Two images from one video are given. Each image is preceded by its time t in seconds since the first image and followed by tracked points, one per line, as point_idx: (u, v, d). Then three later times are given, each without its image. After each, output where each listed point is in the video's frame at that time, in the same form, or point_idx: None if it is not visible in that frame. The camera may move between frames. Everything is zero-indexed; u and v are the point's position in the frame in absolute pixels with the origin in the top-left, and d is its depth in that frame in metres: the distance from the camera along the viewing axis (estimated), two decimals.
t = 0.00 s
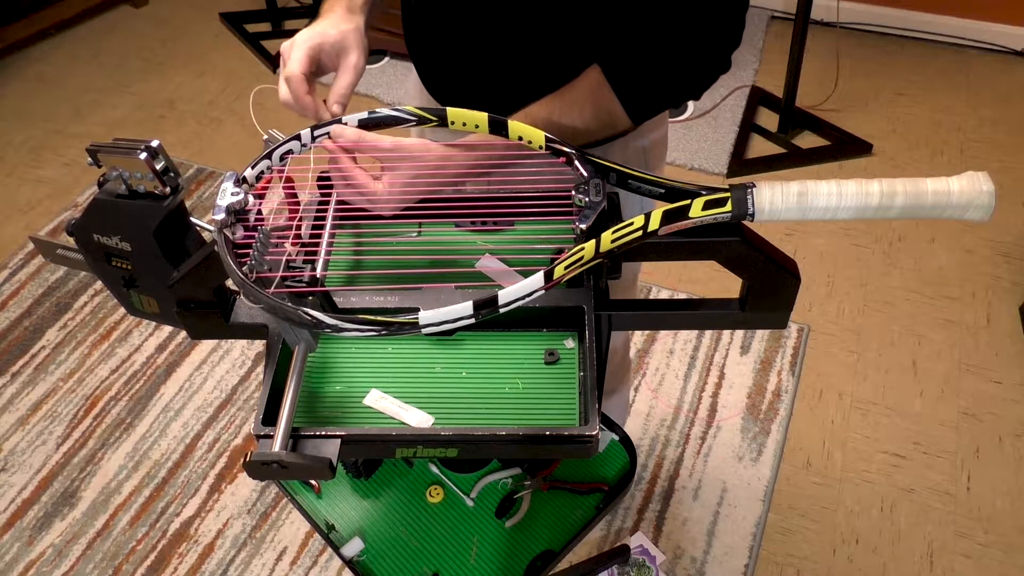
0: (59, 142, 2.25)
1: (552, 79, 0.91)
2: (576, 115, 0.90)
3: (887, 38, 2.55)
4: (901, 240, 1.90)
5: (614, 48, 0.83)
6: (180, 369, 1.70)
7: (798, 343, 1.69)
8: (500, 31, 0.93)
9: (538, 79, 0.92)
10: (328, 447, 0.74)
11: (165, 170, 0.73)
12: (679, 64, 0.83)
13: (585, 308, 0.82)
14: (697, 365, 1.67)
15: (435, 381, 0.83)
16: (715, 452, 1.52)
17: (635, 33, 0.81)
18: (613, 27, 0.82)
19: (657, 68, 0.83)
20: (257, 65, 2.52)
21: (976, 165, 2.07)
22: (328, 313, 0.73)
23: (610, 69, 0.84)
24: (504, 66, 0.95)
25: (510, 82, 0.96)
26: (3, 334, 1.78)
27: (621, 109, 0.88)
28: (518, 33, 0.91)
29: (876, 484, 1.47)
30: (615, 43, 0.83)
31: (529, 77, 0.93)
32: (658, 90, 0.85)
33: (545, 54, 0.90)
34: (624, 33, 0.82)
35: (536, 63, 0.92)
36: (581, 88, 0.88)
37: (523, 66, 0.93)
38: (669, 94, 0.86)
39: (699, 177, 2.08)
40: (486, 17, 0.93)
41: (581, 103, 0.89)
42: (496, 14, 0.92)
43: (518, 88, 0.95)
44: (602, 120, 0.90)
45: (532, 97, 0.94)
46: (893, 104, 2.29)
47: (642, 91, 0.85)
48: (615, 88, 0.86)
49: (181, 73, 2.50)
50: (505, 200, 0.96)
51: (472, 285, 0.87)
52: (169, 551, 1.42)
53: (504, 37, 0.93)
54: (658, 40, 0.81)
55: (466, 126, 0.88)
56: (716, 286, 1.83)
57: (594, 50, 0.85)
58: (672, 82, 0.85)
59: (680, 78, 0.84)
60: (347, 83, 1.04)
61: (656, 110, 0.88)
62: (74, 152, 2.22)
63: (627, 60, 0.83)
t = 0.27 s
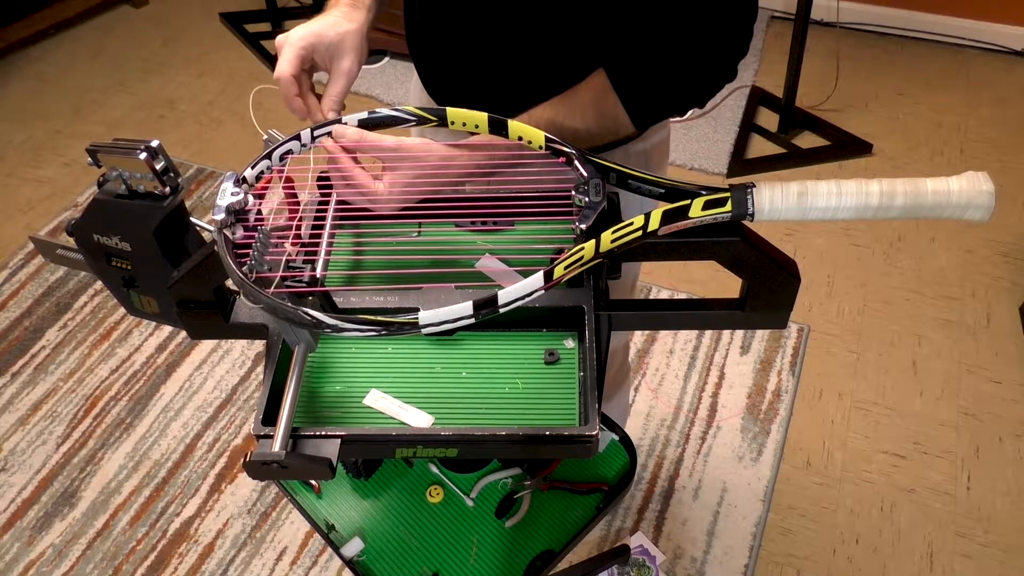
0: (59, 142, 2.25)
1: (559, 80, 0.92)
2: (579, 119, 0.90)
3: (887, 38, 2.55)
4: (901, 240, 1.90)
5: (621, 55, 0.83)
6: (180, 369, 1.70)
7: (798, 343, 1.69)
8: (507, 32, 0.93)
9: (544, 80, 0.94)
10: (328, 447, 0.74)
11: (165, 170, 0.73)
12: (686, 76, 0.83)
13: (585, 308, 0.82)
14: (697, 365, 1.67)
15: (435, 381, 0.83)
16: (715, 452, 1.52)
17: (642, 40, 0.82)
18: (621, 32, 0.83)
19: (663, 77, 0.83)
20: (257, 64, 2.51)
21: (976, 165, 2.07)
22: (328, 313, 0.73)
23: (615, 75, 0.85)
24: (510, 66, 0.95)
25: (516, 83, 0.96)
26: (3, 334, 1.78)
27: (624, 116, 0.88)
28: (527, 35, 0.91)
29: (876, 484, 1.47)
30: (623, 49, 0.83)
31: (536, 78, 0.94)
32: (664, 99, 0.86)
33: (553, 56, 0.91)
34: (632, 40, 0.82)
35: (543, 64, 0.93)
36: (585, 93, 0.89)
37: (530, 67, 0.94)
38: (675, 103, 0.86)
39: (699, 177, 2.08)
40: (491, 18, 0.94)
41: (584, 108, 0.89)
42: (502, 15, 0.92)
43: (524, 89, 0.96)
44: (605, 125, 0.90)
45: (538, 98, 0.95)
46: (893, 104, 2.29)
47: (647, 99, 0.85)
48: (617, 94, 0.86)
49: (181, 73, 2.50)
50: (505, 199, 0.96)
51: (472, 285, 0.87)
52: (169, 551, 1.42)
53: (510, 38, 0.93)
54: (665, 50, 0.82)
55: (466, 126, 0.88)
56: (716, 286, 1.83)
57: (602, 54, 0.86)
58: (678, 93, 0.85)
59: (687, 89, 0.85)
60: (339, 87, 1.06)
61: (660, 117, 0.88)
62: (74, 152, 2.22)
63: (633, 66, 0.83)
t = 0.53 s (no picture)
0: (59, 142, 2.25)
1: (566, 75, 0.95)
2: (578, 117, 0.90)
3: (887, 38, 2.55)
4: (901, 240, 1.90)
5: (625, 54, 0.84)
6: (180, 369, 1.70)
7: (799, 343, 1.69)
8: (507, 31, 0.94)
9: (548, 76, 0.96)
10: (328, 447, 0.74)
11: (165, 170, 0.73)
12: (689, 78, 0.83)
13: (585, 309, 0.83)
14: (697, 365, 1.67)
15: (435, 381, 0.83)
16: (715, 452, 1.52)
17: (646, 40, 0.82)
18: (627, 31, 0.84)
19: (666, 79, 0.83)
20: (257, 64, 2.52)
21: (977, 165, 2.07)
22: (328, 312, 0.73)
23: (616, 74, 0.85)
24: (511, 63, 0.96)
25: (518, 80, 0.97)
26: (3, 334, 1.78)
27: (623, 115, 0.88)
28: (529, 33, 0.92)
29: (876, 484, 1.47)
30: (627, 48, 0.84)
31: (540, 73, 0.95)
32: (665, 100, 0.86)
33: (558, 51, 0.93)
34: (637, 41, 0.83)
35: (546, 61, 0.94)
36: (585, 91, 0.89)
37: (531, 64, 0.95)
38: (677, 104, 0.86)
39: (699, 177, 2.08)
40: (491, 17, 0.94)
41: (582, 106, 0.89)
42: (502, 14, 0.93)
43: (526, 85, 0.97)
44: (603, 124, 0.90)
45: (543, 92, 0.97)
46: (893, 104, 2.29)
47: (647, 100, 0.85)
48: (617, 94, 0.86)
49: (181, 73, 2.51)
50: (505, 199, 0.96)
51: (472, 285, 0.87)
52: (169, 551, 1.42)
53: (511, 36, 0.94)
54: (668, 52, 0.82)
55: (466, 126, 0.88)
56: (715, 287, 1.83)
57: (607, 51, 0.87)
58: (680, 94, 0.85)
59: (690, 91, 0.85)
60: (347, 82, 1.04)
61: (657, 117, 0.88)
62: (74, 152, 2.21)
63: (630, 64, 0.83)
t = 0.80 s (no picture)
0: (59, 142, 2.25)
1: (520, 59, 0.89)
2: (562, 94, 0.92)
3: (887, 38, 2.55)
4: (901, 240, 1.90)
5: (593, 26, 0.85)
6: (180, 369, 1.70)
7: (798, 343, 1.69)
8: (446, 24, 0.90)
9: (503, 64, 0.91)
10: (328, 447, 0.74)
11: (165, 170, 0.73)
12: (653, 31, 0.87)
13: (585, 309, 0.83)
14: (697, 365, 1.67)
15: (436, 381, 0.83)
16: (715, 452, 1.52)
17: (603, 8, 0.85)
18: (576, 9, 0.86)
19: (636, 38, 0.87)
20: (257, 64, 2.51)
21: (977, 165, 2.07)
22: (328, 312, 0.73)
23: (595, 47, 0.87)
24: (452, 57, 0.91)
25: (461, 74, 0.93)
26: (3, 334, 1.78)
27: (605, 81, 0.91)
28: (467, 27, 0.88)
29: (876, 484, 1.47)
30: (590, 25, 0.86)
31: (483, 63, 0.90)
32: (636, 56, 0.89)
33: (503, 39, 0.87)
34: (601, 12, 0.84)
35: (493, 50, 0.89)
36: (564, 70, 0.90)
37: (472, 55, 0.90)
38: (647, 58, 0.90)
39: (699, 177, 2.08)
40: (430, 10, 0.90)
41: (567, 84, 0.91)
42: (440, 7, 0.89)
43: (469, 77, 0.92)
44: (588, 94, 0.93)
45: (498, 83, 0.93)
46: (893, 104, 2.29)
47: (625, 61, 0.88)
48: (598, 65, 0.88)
49: (181, 73, 2.51)
50: (505, 199, 0.96)
51: (472, 285, 0.87)
52: (169, 551, 1.42)
53: (450, 30, 0.90)
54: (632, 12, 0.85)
55: (466, 126, 0.88)
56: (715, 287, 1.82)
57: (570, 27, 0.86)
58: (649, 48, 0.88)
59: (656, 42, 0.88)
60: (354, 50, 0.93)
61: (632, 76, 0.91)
62: (74, 152, 2.21)
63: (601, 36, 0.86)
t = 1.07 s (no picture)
0: (59, 142, 2.25)
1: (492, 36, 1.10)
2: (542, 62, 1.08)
3: (887, 37, 2.55)
4: (901, 240, 1.90)
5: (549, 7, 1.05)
6: (180, 369, 1.70)
7: (798, 342, 1.69)
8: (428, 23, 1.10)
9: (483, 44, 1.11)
10: (328, 447, 0.74)
11: (166, 170, 0.73)
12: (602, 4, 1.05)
13: (585, 309, 0.82)
14: (697, 365, 1.67)
15: (436, 381, 0.83)
16: (716, 452, 1.52)
17: None
18: None
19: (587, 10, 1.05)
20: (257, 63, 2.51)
21: (976, 165, 2.07)
22: (328, 312, 0.73)
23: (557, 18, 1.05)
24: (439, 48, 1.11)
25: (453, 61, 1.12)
26: (3, 334, 1.78)
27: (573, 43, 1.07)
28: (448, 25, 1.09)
29: (876, 484, 1.47)
30: None
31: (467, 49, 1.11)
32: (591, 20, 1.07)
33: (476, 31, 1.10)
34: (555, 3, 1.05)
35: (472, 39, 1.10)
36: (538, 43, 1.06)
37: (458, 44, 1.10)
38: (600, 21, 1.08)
39: (699, 177, 2.08)
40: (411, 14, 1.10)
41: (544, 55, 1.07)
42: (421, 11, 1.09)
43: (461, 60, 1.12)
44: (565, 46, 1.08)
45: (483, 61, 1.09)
46: (893, 104, 2.29)
47: (588, 22, 1.06)
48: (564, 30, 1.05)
49: (181, 73, 2.51)
50: (505, 199, 0.96)
51: (472, 285, 0.87)
52: (169, 551, 1.42)
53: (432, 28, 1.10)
54: None
55: (466, 126, 0.88)
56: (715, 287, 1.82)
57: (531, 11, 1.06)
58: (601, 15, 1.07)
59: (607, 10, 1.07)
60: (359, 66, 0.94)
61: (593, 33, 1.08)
62: (74, 152, 2.22)
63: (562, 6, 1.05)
